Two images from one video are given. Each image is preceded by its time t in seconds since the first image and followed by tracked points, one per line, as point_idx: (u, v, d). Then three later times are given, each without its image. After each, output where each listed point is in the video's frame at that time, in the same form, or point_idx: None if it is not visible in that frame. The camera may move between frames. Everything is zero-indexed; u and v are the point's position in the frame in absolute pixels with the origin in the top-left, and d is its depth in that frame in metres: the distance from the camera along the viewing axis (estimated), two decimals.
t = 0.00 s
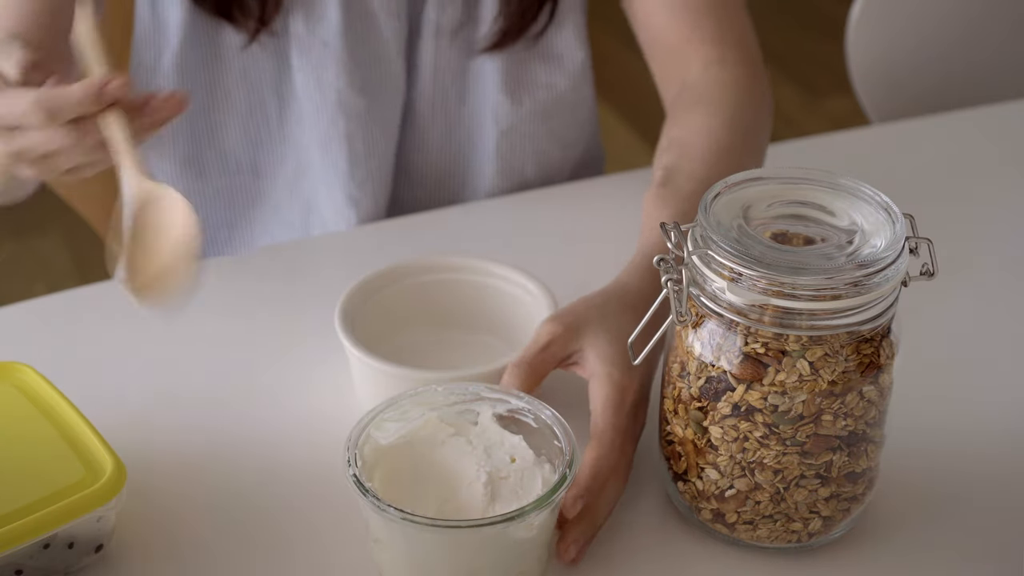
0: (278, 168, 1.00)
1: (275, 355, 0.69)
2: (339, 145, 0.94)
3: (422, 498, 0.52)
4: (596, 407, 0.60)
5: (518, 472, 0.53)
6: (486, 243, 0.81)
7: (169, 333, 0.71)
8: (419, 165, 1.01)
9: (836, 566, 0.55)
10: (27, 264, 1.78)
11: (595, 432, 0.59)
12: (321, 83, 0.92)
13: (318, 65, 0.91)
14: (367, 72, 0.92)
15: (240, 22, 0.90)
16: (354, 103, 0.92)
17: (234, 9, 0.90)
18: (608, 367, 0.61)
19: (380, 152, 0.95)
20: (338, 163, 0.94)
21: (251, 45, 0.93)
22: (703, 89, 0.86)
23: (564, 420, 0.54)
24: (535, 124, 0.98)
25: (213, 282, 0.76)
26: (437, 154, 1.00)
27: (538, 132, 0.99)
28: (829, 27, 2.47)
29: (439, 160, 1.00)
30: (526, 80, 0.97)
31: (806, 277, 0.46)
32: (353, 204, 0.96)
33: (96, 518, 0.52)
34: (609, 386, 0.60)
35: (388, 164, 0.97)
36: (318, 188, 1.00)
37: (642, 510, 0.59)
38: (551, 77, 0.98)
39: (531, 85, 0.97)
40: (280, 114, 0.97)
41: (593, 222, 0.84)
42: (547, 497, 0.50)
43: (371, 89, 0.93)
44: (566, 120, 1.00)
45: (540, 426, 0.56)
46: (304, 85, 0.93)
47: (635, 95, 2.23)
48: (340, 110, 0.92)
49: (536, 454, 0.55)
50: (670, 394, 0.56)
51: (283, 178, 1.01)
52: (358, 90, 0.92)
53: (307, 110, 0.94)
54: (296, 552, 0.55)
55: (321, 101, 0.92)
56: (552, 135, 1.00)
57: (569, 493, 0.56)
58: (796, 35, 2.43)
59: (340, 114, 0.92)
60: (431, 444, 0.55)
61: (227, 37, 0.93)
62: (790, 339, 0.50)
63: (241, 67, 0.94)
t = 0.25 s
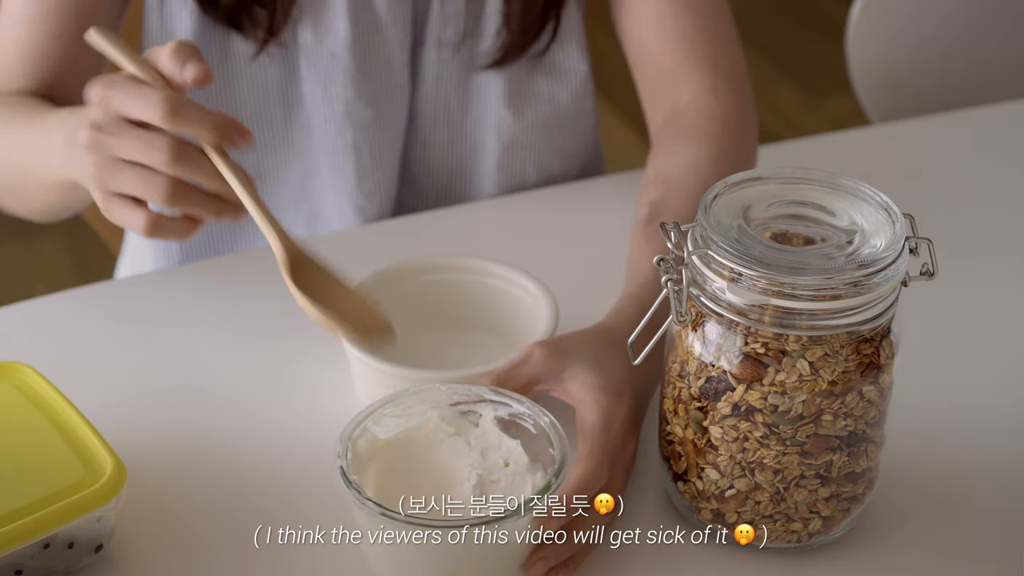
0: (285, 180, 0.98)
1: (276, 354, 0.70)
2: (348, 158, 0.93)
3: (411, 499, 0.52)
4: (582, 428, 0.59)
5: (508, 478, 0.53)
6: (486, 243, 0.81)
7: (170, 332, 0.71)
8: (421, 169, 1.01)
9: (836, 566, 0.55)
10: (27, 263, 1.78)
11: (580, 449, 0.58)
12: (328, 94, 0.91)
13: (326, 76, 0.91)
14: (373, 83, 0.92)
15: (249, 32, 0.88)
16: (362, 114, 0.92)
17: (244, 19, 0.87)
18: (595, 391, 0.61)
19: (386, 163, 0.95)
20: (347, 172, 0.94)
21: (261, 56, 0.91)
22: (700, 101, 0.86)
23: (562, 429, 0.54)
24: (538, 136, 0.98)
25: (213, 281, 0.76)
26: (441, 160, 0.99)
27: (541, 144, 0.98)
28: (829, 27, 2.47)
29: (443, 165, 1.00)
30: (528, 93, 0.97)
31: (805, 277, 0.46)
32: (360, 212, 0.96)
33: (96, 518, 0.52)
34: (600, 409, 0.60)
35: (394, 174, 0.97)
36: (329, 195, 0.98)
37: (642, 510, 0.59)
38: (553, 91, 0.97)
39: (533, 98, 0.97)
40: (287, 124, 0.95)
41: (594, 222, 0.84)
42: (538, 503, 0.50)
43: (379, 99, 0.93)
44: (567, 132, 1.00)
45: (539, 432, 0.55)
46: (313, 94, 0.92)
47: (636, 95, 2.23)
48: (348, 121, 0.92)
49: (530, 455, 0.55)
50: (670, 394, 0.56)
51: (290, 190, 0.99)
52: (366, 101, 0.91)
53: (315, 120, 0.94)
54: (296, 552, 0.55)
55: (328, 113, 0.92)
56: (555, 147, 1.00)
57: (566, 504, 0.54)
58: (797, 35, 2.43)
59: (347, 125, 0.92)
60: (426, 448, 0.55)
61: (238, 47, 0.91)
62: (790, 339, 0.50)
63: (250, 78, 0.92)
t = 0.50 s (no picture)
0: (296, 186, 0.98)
1: (276, 355, 0.70)
2: (362, 164, 0.93)
3: (407, 499, 0.52)
4: (574, 435, 0.59)
5: (499, 479, 0.53)
6: (487, 243, 0.81)
7: (169, 333, 0.71)
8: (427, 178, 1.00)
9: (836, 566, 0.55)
10: (26, 262, 1.78)
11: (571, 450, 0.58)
12: (343, 105, 0.92)
13: (339, 86, 0.91)
14: (390, 94, 0.92)
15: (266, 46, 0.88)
16: (375, 124, 0.92)
17: (261, 29, 0.86)
18: (586, 399, 0.61)
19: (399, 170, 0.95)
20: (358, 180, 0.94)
21: (278, 71, 0.91)
22: (703, 105, 0.86)
23: (558, 436, 0.53)
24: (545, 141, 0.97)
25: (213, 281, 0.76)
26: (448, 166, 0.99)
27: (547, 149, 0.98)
28: (829, 27, 2.47)
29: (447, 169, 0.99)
30: (535, 99, 0.96)
31: (803, 277, 0.46)
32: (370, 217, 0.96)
33: (96, 518, 0.52)
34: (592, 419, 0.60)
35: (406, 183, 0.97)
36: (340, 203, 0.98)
37: (642, 510, 0.59)
38: (560, 95, 0.97)
39: (540, 104, 0.97)
40: (298, 132, 0.95)
41: (594, 223, 0.84)
42: (534, 504, 0.50)
43: (393, 109, 0.92)
44: (574, 138, 0.99)
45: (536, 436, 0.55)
46: (327, 104, 0.92)
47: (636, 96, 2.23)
48: (362, 129, 0.92)
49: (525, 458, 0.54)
50: (670, 394, 0.56)
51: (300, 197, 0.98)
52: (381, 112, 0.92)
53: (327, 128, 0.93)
54: (296, 552, 0.55)
55: (342, 121, 0.92)
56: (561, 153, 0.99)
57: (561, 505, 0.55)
58: (797, 35, 2.43)
59: (362, 132, 0.92)
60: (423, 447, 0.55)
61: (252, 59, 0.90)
62: (790, 339, 0.50)
63: (263, 90, 0.91)
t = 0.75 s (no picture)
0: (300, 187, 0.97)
1: (276, 355, 0.70)
2: (370, 169, 0.93)
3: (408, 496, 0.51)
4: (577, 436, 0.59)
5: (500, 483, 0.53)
6: (487, 243, 0.81)
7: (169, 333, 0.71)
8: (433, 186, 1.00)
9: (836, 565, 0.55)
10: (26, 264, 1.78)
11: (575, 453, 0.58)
12: (351, 109, 0.92)
13: (348, 91, 0.91)
14: (396, 101, 0.92)
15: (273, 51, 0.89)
16: (383, 128, 0.92)
17: (271, 36, 0.88)
18: (589, 400, 0.61)
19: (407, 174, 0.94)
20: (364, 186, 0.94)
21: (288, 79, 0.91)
22: (705, 107, 0.86)
23: (556, 443, 0.53)
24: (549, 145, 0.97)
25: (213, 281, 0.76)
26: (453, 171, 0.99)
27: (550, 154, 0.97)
28: (829, 27, 2.47)
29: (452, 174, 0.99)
30: (538, 102, 0.96)
31: (800, 276, 0.46)
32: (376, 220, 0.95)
33: (96, 518, 0.52)
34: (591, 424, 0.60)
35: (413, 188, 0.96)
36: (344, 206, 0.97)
37: (642, 510, 0.59)
38: (564, 100, 0.97)
39: (543, 107, 0.97)
40: (301, 132, 0.95)
41: (594, 223, 0.84)
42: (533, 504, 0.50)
43: (402, 115, 0.92)
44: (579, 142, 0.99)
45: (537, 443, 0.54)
46: (335, 112, 0.92)
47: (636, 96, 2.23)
48: (371, 134, 0.92)
49: (527, 469, 0.54)
50: (670, 394, 0.56)
51: (303, 199, 0.98)
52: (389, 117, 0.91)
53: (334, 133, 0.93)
54: (295, 552, 0.55)
55: (350, 129, 0.92)
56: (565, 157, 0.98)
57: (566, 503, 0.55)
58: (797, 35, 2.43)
59: (370, 137, 0.92)
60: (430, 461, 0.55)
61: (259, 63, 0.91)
62: (790, 338, 0.50)
63: (268, 93, 0.92)
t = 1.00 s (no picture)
0: (297, 186, 0.98)
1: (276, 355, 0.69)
2: (367, 172, 0.93)
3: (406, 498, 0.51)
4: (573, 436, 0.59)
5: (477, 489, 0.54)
6: (487, 243, 0.81)
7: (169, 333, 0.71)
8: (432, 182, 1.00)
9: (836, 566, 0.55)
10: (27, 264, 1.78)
11: (545, 458, 0.56)
12: (348, 110, 0.91)
13: (348, 94, 0.91)
14: (393, 100, 0.92)
15: (273, 52, 0.88)
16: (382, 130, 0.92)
17: (270, 38, 0.87)
18: (590, 396, 0.60)
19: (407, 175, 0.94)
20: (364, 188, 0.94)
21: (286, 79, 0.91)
22: (705, 108, 0.86)
23: (536, 451, 0.52)
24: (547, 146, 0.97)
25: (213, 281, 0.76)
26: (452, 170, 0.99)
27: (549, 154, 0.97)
28: (829, 27, 2.47)
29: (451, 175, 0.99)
30: (538, 104, 0.96)
31: (802, 277, 0.46)
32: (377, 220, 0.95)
33: (96, 518, 0.52)
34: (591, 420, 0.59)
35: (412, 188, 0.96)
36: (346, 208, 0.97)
37: (642, 510, 0.59)
38: (564, 101, 0.97)
39: (543, 108, 0.97)
40: (300, 133, 0.95)
41: (594, 223, 0.84)
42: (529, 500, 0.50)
43: (400, 116, 0.92)
44: (578, 142, 0.99)
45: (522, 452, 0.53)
46: (331, 112, 0.92)
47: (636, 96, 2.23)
48: (370, 136, 0.92)
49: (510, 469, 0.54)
50: (670, 394, 0.56)
51: (301, 199, 0.98)
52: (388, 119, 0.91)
53: (332, 134, 0.93)
54: (295, 552, 0.56)
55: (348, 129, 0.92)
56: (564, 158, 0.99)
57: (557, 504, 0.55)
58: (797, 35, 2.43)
59: (369, 139, 0.92)
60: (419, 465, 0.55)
61: (257, 63, 0.90)
62: (790, 339, 0.50)
63: (266, 93, 0.92)
